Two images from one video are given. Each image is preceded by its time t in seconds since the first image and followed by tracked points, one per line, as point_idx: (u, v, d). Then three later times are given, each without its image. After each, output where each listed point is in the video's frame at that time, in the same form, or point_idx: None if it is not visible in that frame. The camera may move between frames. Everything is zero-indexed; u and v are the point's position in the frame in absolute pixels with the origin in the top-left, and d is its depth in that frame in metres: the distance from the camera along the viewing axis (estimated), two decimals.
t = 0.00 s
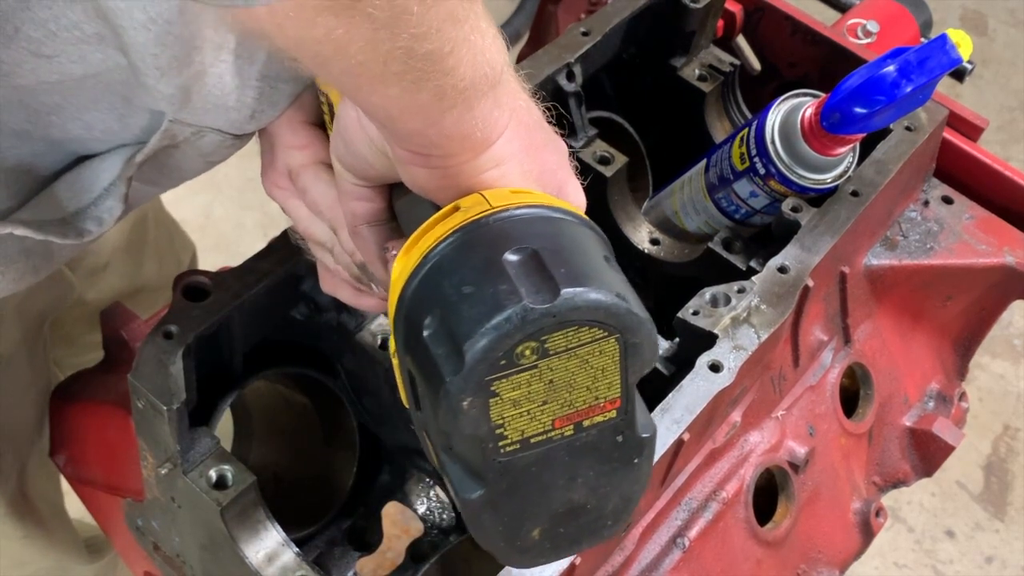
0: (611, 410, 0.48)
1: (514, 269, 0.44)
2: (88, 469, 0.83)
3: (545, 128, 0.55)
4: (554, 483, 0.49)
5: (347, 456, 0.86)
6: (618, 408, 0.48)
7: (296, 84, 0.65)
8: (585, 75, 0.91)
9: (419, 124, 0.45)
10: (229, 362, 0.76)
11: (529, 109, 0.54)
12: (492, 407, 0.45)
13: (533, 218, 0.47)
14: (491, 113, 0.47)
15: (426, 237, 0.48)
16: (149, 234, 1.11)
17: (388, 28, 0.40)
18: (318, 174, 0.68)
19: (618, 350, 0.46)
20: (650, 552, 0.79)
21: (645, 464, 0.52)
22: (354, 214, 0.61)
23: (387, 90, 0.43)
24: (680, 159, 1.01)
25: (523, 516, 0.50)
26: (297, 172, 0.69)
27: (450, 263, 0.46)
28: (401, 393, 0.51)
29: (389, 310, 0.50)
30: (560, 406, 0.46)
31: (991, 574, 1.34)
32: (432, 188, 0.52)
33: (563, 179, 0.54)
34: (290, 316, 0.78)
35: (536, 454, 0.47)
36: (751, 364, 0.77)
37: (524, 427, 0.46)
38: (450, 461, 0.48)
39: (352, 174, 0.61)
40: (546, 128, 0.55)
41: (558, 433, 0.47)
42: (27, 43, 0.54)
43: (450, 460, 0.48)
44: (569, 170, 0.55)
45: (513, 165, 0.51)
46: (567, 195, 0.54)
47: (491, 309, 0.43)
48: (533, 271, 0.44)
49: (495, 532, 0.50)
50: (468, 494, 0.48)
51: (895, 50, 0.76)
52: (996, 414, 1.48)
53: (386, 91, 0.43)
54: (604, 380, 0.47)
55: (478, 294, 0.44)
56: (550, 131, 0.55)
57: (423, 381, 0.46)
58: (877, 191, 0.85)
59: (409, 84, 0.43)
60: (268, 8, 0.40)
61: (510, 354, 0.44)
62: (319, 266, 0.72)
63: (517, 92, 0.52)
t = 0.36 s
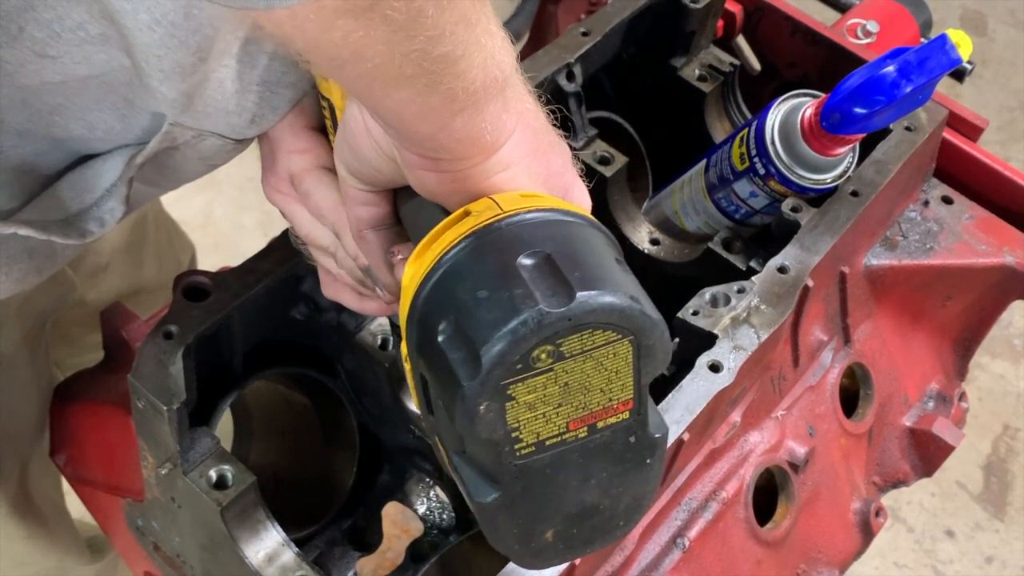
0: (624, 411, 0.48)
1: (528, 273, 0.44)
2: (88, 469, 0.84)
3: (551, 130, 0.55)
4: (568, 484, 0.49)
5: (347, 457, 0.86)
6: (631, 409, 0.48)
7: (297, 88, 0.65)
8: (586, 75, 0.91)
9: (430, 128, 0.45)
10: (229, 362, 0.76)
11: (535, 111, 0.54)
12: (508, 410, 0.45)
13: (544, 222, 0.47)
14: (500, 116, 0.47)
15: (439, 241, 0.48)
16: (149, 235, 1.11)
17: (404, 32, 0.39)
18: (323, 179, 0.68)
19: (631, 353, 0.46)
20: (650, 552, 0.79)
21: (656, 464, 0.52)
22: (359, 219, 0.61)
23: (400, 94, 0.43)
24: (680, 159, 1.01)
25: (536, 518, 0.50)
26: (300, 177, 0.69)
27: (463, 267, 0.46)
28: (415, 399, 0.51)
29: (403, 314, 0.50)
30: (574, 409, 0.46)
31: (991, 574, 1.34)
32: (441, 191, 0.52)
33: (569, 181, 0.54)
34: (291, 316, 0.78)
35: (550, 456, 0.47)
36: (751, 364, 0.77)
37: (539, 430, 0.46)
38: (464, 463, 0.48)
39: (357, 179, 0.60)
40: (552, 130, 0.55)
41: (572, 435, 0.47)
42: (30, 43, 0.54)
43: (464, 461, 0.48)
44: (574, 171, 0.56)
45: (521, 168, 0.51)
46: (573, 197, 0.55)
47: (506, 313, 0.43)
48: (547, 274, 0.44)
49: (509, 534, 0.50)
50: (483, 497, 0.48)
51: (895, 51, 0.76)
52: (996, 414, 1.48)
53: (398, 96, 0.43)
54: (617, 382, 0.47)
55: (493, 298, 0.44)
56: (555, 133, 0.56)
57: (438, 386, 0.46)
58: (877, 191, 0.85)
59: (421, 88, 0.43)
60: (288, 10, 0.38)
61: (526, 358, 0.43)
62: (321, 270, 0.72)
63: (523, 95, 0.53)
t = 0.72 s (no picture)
0: (629, 411, 0.48)
1: (534, 274, 0.44)
2: (89, 470, 0.83)
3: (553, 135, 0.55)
4: (573, 487, 0.48)
5: (348, 455, 0.86)
6: (636, 410, 0.48)
7: (299, 92, 0.65)
8: (586, 75, 0.91)
9: (434, 132, 0.45)
10: (229, 363, 0.76)
11: (537, 115, 0.54)
12: (515, 411, 0.45)
13: (550, 223, 0.47)
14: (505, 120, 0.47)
15: (442, 245, 0.48)
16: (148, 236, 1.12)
17: (410, 36, 0.40)
18: (324, 182, 0.67)
19: (636, 353, 0.46)
20: (650, 552, 0.78)
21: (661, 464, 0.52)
22: (361, 222, 0.61)
23: (405, 98, 0.43)
24: (681, 159, 1.01)
25: (541, 519, 0.50)
26: (301, 180, 0.69)
27: (468, 270, 0.45)
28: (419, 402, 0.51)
29: (407, 319, 0.49)
30: (580, 409, 0.46)
31: (991, 574, 1.34)
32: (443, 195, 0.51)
33: (571, 185, 0.54)
34: (291, 316, 0.78)
35: (556, 457, 0.47)
36: (751, 364, 0.77)
37: (545, 431, 0.46)
38: (469, 463, 0.48)
39: (359, 181, 0.60)
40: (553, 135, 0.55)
41: (577, 436, 0.47)
42: (33, 46, 0.54)
43: (469, 461, 0.48)
44: (576, 174, 0.56)
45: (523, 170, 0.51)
46: (575, 201, 0.55)
47: (512, 315, 0.43)
48: (553, 275, 0.44)
49: (513, 536, 0.50)
50: (491, 497, 0.48)
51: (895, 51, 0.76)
52: (996, 414, 1.48)
53: (404, 98, 0.43)
54: (623, 382, 0.47)
55: (499, 300, 0.44)
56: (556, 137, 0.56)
57: (444, 387, 0.46)
58: (877, 191, 0.85)
59: (427, 92, 0.43)
60: (298, 16, 0.39)
61: (533, 358, 0.43)
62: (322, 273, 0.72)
63: (526, 99, 0.53)
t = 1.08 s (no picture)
0: (649, 403, 0.48)
1: (556, 269, 0.44)
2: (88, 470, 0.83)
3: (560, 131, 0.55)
4: (595, 478, 0.49)
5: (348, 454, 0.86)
6: (655, 402, 0.48)
7: (300, 95, 0.65)
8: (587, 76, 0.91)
9: (450, 133, 0.44)
10: (229, 363, 0.76)
11: (544, 111, 0.53)
12: (538, 405, 0.45)
13: (567, 218, 0.46)
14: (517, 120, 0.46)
15: (462, 242, 0.47)
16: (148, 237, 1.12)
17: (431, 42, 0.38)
18: (327, 185, 0.67)
19: (658, 346, 0.46)
20: (650, 552, 0.78)
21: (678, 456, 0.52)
22: (368, 223, 0.61)
23: (419, 104, 0.42)
24: (681, 159, 1.01)
25: (564, 513, 0.50)
26: (303, 184, 0.68)
27: (487, 268, 0.45)
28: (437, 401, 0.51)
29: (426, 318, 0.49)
30: (602, 402, 0.46)
31: (991, 574, 1.34)
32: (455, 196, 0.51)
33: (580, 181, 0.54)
34: (291, 316, 0.78)
35: (578, 451, 0.47)
36: (751, 364, 0.77)
37: (568, 425, 0.46)
38: (490, 460, 0.48)
39: (366, 184, 0.59)
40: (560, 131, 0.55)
41: (599, 428, 0.47)
42: (34, 53, 0.55)
43: (490, 459, 0.48)
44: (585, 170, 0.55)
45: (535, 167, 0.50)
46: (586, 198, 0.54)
47: (537, 309, 0.43)
48: (575, 269, 0.44)
49: (535, 530, 0.50)
50: (513, 493, 0.48)
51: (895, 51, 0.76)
52: (996, 414, 1.48)
53: (419, 104, 0.42)
54: (644, 374, 0.47)
55: (522, 294, 0.43)
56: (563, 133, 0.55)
57: (467, 384, 0.46)
58: (877, 190, 0.85)
59: (443, 96, 0.41)
60: (324, 28, 0.37)
61: (558, 353, 0.43)
62: (324, 275, 0.72)
63: (534, 96, 0.52)
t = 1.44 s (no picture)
0: (668, 395, 0.48)
1: (575, 264, 0.44)
2: (89, 471, 0.83)
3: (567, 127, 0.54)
4: (614, 471, 0.49)
5: (347, 456, 0.86)
6: (673, 394, 0.48)
7: (299, 100, 0.65)
8: (587, 76, 0.91)
9: (462, 134, 0.44)
10: (229, 363, 0.76)
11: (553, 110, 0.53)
12: (562, 400, 0.45)
13: (580, 214, 0.46)
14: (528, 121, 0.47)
15: (481, 241, 0.47)
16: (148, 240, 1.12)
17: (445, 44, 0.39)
18: (328, 189, 0.67)
19: (676, 338, 0.46)
20: (650, 552, 0.78)
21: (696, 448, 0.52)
22: (373, 226, 0.61)
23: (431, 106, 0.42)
24: (681, 159, 1.02)
25: (585, 506, 0.49)
26: (304, 189, 0.69)
27: (503, 266, 0.45)
28: (452, 395, 0.50)
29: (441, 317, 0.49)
30: (624, 394, 0.46)
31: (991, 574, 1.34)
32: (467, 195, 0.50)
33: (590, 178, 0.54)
34: (291, 317, 0.78)
35: (600, 444, 0.47)
36: (751, 364, 0.76)
37: (590, 418, 0.46)
38: (510, 456, 0.49)
39: (371, 186, 0.59)
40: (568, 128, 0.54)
41: (620, 422, 0.47)
42: (33, 60, 0.54)
43: (510, 455, 0.48)
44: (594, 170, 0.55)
45: (546, 167, 0.50)
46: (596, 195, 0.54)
47: (558, 304, 0.43)
48: (593, 263, 0.44)
49: (557, 525, 0.50)
50: (535, 488, 0.48)
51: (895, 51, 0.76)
52: (995, 414, 1.48)
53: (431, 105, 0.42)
54: (662, 366, 0.47)
55: (543, 291, 0.43)
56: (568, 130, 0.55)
57: (488, 379, 0.45)
58: (877, 190, 0.85)
59: (455, 99, 0.41)
60: (338, 33, 0.37)
61: (580, 347, 0.43)
62: (324, 279, 0.72)
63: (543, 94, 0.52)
